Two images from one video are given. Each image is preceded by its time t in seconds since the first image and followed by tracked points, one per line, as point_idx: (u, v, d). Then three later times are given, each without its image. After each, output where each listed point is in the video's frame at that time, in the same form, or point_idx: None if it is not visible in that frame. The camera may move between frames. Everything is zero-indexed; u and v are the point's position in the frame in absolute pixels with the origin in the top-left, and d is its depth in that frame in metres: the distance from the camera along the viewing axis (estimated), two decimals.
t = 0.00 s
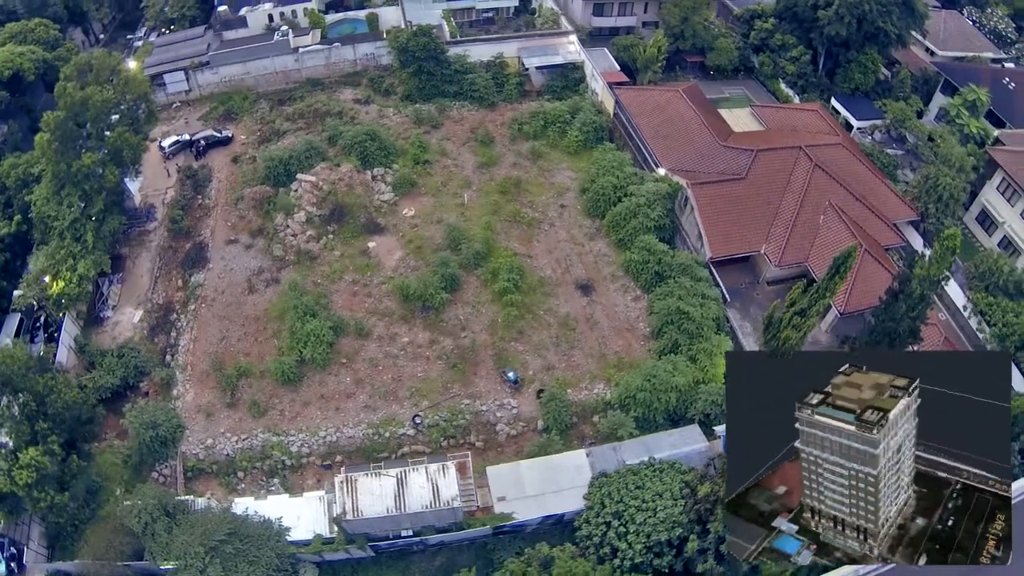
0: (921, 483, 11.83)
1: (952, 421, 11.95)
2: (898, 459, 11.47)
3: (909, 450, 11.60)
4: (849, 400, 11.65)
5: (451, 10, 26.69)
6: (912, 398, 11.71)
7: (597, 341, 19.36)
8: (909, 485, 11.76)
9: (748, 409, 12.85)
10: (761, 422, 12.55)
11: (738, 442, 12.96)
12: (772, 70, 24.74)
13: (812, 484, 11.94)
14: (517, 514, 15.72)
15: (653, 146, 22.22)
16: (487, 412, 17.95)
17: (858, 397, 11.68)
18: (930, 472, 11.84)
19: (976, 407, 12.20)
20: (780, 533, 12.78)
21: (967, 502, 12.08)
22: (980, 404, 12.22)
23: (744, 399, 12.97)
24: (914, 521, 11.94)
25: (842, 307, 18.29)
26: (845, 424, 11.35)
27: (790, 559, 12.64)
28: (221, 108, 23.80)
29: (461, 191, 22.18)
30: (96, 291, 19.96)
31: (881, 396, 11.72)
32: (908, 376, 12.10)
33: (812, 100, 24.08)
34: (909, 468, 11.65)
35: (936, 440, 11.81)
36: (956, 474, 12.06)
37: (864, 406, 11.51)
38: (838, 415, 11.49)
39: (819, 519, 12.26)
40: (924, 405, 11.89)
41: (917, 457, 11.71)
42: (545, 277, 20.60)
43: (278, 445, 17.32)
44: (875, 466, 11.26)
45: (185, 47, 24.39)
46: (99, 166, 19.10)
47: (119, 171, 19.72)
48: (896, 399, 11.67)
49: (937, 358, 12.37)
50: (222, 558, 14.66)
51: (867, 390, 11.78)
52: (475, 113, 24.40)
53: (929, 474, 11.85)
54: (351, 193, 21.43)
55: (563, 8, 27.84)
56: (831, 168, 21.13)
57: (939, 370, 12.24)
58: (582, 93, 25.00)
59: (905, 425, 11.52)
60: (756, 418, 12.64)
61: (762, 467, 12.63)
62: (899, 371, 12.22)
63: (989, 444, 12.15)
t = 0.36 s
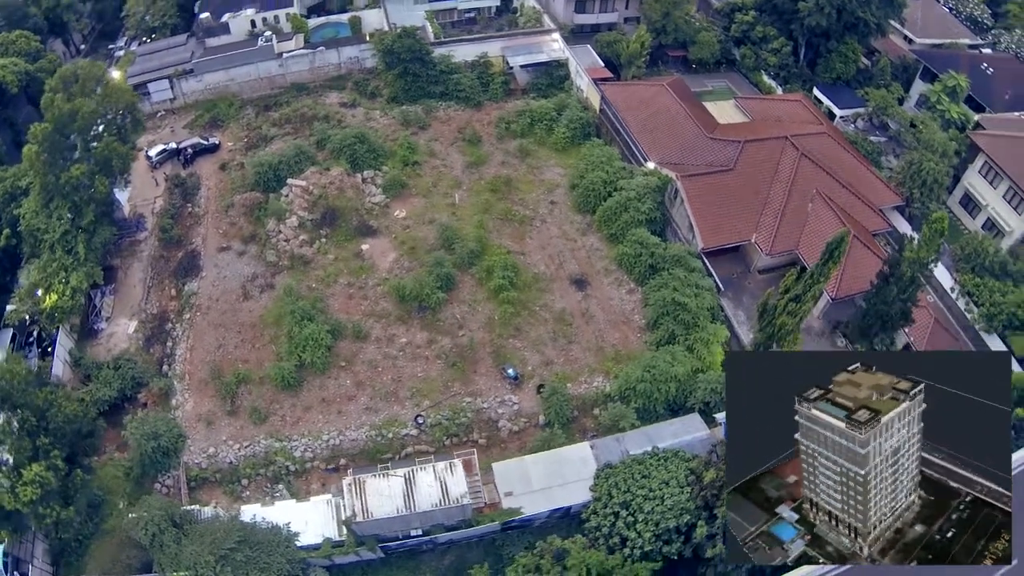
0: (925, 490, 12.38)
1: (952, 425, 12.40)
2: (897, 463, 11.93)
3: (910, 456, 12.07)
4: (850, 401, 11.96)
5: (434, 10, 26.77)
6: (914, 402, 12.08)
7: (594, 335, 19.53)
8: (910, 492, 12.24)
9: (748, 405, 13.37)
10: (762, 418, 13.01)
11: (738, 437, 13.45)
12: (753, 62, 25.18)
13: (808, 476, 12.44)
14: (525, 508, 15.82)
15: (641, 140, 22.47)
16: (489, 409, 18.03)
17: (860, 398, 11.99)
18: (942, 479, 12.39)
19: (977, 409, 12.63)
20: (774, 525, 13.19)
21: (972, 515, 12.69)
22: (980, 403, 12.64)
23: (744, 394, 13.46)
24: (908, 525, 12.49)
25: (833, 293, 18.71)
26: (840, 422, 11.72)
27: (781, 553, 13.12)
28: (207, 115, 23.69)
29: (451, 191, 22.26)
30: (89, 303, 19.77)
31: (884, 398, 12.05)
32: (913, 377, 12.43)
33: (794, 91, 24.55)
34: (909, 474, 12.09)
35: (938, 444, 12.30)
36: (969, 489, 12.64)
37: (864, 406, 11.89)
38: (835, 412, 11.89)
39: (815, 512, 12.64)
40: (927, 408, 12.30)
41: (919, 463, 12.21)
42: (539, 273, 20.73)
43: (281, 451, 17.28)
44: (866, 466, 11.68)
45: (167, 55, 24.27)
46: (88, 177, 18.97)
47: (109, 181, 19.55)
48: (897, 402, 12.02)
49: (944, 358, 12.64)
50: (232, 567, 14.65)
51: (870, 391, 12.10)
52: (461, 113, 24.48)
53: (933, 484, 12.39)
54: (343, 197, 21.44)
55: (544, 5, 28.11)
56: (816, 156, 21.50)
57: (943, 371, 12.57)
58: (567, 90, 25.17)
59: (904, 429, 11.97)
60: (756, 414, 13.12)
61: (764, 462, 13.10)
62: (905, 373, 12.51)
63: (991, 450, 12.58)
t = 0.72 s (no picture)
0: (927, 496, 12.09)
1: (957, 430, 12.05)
2: (893, 464, 11.77)
3: (909, 458, 11.91)
4: (852, 396, 11.90)
5: (404, 13, 26.71)
6: (918, 406, 11.84)
7: (583, 327, 19.76)
8: (909, 496, 12.02)
9: (748, 405, 13.06)
10: (761, 418, 12.82)
11: (738, 437, 13.23)
12: (724, 51, 25.71)
13: (806, 467, 12.31)
14: (528, 501, 16.04)
15: (619, 132, 22.73)
16: (484, 406, 18.17)
17: (863, 393, 11.89)
18: (952, 490, 12.12)
19: (985, 413, 12.15)
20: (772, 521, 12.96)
21: (977, 532, 12.14)
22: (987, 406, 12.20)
23: (743, 395, 13.13)
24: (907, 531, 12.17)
25: (816, 273, 19.32)
26: (836, 415, 11.76)
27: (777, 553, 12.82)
28: (182, 128, 23.57)
29: (432, 191, 22.34)
30: (74, 323, 19.72)
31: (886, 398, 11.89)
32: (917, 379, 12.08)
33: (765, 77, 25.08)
34: (905, 477, 11.91)
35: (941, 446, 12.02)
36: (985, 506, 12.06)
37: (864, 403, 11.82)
38: (831, 408, 11.90)
39: (814, 504, 12.38)
40: (929, 415, 11.98)
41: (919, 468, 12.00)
42: (525, 269, 20.88)
43: (280, 460, 17.27)
44: (856, 463, 11.64)
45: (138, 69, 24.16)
46: (68, 195, 18.92)
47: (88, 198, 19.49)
48: (897, 404, 11.82)
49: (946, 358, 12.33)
50: None
51: (869, 390, 11.93)
52: (437, 114, 24.55)
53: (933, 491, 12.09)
54: (325, 203, 21.42)
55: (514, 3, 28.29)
56: (791, 141, 21.97)
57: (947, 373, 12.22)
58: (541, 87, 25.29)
59: (904, 432, 11.79)
60: (755, 414, 12.89)
61: (767, 459, 12.92)
62: (909, 376, 12.14)
63: (996, 460, 12.06)
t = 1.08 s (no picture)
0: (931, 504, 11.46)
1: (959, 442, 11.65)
2: (888, 468, 11.21)
3: (904, 463, 11.34)
4: (850, 393, 11.39)
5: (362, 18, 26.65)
6: (918, 412, 11.37)
7: (564, 318, 20.03)
8: (908, 502, 11.42)
9: (748, 405, 12.56)
10: (761, 418, 12.31)
11: (737, 438, 12.55)
12: (683, 38, 26.20)
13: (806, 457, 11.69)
14: (526, 493, 16.31)
15: (586, 124, 23.00)
16: (473, 403, 18.36)
17: (863, 391, 11.34)
18: (961, 503, 11.60)
19: (985, 424, 11.89)
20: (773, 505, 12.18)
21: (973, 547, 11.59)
22: (987, 413, 11.96)
23: (743, 394, 12.65)
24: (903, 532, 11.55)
25: (791, 251, 19.98)
26: (831, 410, 11.32)
27: (774, 535, 12.32)
28: (147, 146, 23.36)
29: (403, 194, 22.41)
30: (52, 349, 19.42)
31: (886, 400, 11.40)
32: (922, 386, 11.65)
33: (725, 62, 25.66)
34: (902, 483, 11.30)
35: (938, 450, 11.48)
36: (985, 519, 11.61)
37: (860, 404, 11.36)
38: (832, 402, 11.42)
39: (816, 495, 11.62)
40: (930, 421, 11.45)
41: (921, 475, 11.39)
42: (503, 265, 21.04)
43: (274, 472, 17.31)
44: (843, 459, 11.22)
45: (98, 89, 23.81)
46: (40, 221, 19.01)
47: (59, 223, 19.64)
48: (897, 403, 11.36)
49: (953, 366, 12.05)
50: None
51: (869, 389, 11.37)
52: (403, 117, 24.60)
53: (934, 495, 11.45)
54: (298, 212, 21.36)
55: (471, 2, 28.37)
56: (756, 122, 22.47)
57: (953, 383, 11.92)
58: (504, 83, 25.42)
59: (899, 435, 11.29)
60: (755, 414, 12.40)
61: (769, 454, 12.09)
62: (914, 381, 11.68)
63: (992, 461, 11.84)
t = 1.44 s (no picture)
0: (926, 506, 12.23)
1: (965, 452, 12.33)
2: (880, 468, 12.02)
3: (899, 465, 12.12)
4: (849, 391, 12.28)
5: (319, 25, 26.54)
6: (920, 418, 12.10)
7: (543, 310, 20.32)
8: (902, 504, 12.21)
9: (741, 405, 13.16)
10: (754, 417, 12.91)
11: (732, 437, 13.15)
12: (639, 27, 26.68)
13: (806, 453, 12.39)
14: (522, 485, 16.73)
15: (551, 117, 23.27)
16: (460, 400, 18.60)
17: (862, 391, 12.22)
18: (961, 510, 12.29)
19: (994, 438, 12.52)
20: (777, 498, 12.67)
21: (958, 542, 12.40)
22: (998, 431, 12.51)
23: (737, 394, 13.25)
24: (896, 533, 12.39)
25: (763, 229, 21.04)
26: (828, 405, 12.24)
27: (773, 520, 12.90)
28: (111, 166, 23.14)
29: (373, 197, 22.40)
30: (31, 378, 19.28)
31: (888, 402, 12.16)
32: (932, 395, 12.24)
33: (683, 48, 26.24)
34: (894, 486, 12.10)
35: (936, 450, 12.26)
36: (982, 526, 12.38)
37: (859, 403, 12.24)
38: (833, 399, 12.27)
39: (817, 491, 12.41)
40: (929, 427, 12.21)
41: (916, 478, 12.15)
42: (478, 261, 21.19)
43: (267, 484, 17.39)
44: (835, 456, 12.17)
45: (57, 112, 23.59)
46: (10, 247, 19.28)
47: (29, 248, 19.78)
48: (896, 404, 12.14)
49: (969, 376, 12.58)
50: None
51: (868, 390, 12.22)
52: (367, 121, 24.54)
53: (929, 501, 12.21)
54: (269, 222, 21.29)
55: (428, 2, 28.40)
56: (717, 105, 23.04)
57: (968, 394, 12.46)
58: (465, 82, 25.47)
59: (894, 437, 12.08)
60: (748, 414, 13.01)
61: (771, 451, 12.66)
62: (924, 388, 12.30)
63: (993, 458, 12.53)
